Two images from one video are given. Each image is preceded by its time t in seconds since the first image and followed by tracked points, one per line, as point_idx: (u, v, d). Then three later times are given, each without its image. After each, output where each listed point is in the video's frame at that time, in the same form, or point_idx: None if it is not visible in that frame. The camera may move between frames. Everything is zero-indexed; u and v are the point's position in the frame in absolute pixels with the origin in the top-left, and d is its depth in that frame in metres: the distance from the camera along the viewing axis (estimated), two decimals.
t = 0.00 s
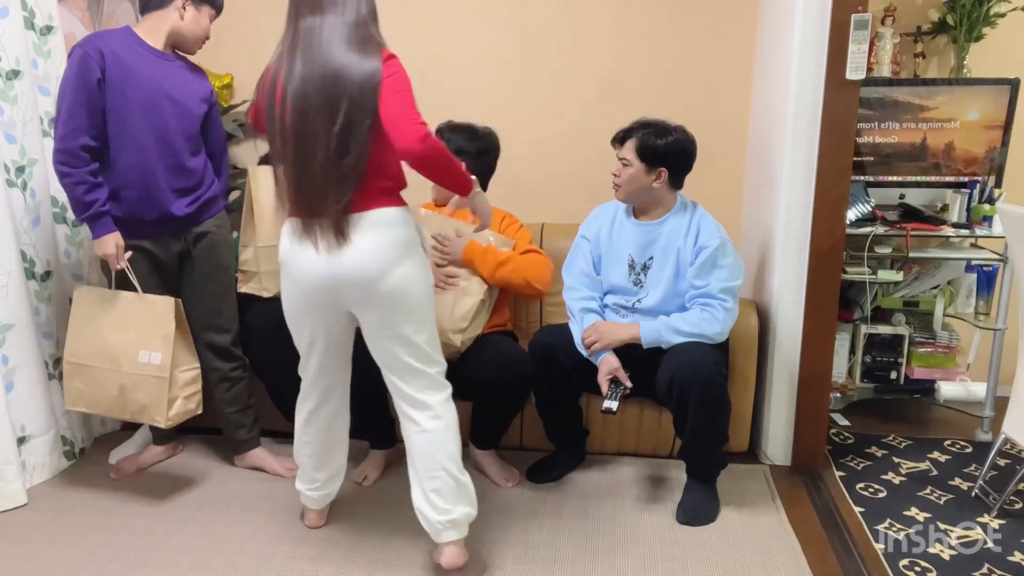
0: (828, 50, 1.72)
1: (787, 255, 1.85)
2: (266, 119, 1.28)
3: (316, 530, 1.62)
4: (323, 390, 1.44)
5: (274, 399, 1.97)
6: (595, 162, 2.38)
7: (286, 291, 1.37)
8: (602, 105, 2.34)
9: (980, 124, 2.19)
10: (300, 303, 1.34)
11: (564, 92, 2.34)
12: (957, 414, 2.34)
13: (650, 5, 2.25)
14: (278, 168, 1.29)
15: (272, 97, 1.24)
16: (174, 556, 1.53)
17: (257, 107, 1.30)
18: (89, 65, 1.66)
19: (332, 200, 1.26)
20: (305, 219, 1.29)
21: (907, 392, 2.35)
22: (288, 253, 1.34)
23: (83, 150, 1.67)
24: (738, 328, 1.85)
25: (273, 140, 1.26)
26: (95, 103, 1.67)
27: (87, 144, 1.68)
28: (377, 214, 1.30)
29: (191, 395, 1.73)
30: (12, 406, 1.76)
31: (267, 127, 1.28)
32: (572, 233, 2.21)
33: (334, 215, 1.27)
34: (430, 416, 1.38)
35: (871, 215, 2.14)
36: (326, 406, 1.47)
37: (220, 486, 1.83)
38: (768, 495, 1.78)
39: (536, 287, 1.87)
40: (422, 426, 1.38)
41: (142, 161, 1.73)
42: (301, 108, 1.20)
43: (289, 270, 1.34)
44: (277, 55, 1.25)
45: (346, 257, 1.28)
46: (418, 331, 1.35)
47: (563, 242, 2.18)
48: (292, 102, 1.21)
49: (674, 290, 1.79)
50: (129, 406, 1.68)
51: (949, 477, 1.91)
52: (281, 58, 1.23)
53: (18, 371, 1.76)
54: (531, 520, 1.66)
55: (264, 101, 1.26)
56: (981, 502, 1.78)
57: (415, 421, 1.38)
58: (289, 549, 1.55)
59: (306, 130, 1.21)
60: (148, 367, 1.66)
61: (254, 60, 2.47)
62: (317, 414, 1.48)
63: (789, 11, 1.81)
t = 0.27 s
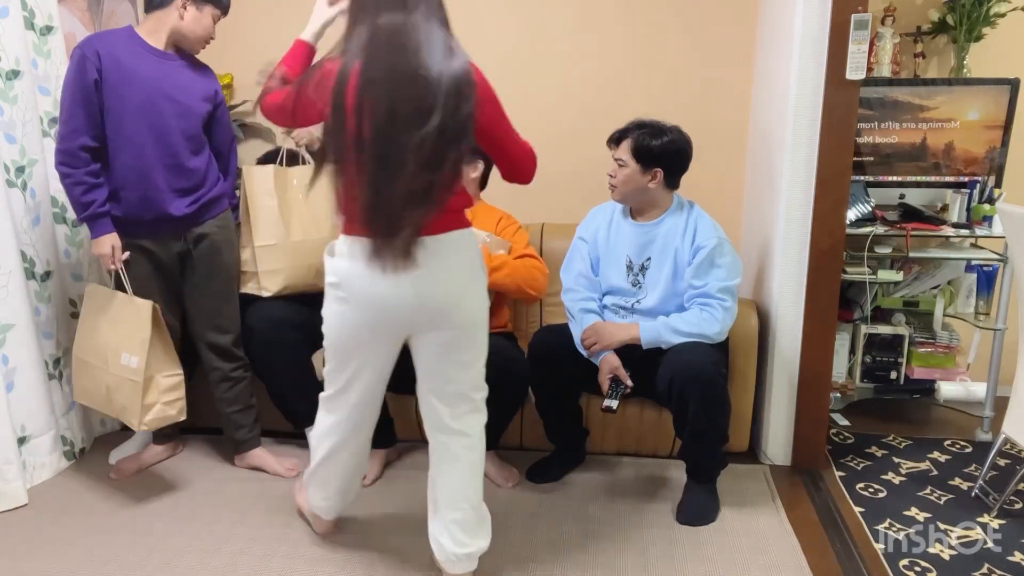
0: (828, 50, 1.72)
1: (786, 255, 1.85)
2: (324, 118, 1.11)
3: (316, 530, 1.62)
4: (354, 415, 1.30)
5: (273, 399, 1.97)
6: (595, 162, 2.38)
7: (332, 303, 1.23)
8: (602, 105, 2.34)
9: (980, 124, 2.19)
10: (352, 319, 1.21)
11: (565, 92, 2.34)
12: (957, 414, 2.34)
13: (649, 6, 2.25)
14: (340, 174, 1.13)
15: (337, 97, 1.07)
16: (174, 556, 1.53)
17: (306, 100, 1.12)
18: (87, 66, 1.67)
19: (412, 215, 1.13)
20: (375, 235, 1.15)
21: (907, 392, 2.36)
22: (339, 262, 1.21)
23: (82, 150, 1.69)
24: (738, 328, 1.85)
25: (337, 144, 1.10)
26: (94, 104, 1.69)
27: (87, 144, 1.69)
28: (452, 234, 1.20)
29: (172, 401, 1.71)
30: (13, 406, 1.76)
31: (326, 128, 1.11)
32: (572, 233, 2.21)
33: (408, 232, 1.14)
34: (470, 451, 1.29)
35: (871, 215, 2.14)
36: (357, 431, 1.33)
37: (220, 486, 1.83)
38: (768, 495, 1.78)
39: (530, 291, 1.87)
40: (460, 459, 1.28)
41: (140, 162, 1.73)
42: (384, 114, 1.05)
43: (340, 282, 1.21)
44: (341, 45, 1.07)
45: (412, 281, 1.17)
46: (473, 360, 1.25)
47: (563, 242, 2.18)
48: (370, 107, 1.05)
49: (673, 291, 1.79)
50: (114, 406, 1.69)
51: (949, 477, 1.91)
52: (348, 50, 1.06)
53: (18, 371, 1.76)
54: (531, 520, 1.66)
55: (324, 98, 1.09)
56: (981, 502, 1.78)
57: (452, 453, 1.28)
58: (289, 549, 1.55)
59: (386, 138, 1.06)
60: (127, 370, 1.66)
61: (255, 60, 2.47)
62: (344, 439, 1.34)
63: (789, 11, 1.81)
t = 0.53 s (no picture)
0: (828, 50, 1.72)
1: (787, 255, 1.85)
2: (397, 89, 1.03)
3: (316, 530, 1.62)
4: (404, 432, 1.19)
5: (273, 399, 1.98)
6: (595, 162, 2.38)
7: (386, 308, 1.13)
8: (603, 105, 2.33)
9: (980, 124, 2.19)
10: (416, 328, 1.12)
11: (564, 92, 2.34)
12: (957, 414, 2.34)
13: (649, 5, 2.25)
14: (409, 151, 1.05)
15: (417, 67, 1.00)
16: (174, 556, 1.54)
17: (370, 67, 1.04)
18: (88, 64, 1.68)
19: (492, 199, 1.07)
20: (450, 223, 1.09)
21: (906, 392, 2.36)
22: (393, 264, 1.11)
23: (80, 147, 1.71)
24: (738, 328, 1.85)
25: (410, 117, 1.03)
26: (93, 102, 1.70)
27: (85, 141, 1.71)
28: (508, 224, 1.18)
29: (134, 407, 1.76)
30: (13, 406, 1.76)
31: (399, 100, 1.03)
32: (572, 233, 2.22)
33: (482, 227, 1.09)
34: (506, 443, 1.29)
35: (871, 215, 2.14)
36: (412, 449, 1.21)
37: (220, 487, 1.83)
38: (768, 495, 1.78)
39: (536, 296, 1.87)
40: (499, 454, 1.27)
41: (139, 160, 1.73)
42: (472, 89, 1.00)
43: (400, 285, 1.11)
44: (417, 14, 1.01)
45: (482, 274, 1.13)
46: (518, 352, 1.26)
47: (562, 242, 2.18)
48: (457, 81, 1.00)
49: (671, 291, 1.79)
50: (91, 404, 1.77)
51: (949, 477, 1.91)
52: (426, 20, 1.00)
53: (18, 371, 1.76)
54: (532, 521, 1.65)
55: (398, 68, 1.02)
56: (981, 502, 1.78)
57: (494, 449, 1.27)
58: (289, 549, 1.55)
59: (473, 117, 1.01)
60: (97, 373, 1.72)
61: (254, 60, 2.47)
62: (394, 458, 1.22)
63: (789, 11, 1.81)
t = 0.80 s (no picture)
0: (828, 50, 1.72)
1: (787, 255, 1.85)
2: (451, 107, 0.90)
3: (316, 529, 1.62)
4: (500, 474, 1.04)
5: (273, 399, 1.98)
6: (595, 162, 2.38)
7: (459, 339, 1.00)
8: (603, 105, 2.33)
9: (980, 124, 2.19)
10: (495, 352, 0.99)
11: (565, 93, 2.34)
12: (957, 414, 2.34)
13: (649, 6, 2.25)
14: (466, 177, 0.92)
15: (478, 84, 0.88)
16: (174, 556, 1.54)
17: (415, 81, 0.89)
18: (90, 57, 1.69)
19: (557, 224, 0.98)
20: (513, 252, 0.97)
21: (906, 392, 2.35)
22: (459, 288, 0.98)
23: (77, 141, 1.71)
24: (738, 328, 1.85)
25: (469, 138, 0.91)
26: (93, 96, 1.70)
27: (82, 135, 1.71)
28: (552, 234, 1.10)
29: (108, 407, 1.75)
30: (13, 406, 1.76)
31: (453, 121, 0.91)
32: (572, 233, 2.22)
33: (550, 245, 0.99)
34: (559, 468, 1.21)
35: (871, 215, 2.14)
36: (510, 491, 1.05)
37: (220, 487, 1.83)
38: (768, 495, 1.78)
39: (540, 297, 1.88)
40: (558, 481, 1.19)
41: (138, 155, 1.73)
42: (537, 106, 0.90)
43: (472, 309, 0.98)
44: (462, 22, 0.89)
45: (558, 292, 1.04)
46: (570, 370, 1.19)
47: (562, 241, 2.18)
48: (523, 97, 0.89)
49: (669, 291, 1.79)
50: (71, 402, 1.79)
51: (949, 477, 1.91)
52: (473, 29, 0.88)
53: (18, 371, 1.76)
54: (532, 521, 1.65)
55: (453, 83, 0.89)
56: (981, 502, 1.78)
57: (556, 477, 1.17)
58: (289, 549, 1.55)
59: (540, 135, 0.91)
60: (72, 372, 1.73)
61: (254, 60, 2.47)
62: (486, 506, 1.06)
63: (789, 11, 1.81)
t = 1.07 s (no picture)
0: (827, 51, 1.72)
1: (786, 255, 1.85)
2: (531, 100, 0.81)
3: (316, 529, 1.62)
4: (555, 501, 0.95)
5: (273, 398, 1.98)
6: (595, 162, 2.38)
7: (529, 352, 0.92)
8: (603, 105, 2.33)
9: (980, 124, 2.19)
10: (579, 369, 0.92)
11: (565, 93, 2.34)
12: (957, 414, 2.34)
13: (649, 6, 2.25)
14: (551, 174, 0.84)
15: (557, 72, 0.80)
16: (174, 556, 1.54)
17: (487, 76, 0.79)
18: (102, 50, 1.67)
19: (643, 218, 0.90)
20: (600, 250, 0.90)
21: (906, 392, 2.35)
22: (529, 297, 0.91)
23: (82, 130, 1.66)
24: (738, 328, 1.85)
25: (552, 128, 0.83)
26: (102, 87, 1.68)
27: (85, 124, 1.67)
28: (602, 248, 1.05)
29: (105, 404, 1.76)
30: (13, 406, 1.76)
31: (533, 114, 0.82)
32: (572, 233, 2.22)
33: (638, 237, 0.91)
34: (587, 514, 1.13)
35: (871, 215, 2.14)
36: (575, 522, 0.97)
37: (220, 487, 1.83)
38: (768, 495, 1.78)
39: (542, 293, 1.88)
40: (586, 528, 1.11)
41: (139, 152, 1.72)
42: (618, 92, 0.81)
43: (544, 320, 0.91)
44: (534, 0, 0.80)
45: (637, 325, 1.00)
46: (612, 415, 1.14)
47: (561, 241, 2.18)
48: (605, 86, 0.81)
49: (669, 291, 1.80)
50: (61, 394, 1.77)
51: (949, 477, 1.91)
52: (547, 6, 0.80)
53: (18, 371, 1.76)
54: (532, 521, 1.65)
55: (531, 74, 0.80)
56: (981, 502, 1.78)
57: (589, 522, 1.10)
58: (289, 549, 1.55)
59: (624, 123, 0.82)
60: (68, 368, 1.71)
61: (254, 60, 2.47)
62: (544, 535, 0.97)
63: (789, 11, 1.81)
